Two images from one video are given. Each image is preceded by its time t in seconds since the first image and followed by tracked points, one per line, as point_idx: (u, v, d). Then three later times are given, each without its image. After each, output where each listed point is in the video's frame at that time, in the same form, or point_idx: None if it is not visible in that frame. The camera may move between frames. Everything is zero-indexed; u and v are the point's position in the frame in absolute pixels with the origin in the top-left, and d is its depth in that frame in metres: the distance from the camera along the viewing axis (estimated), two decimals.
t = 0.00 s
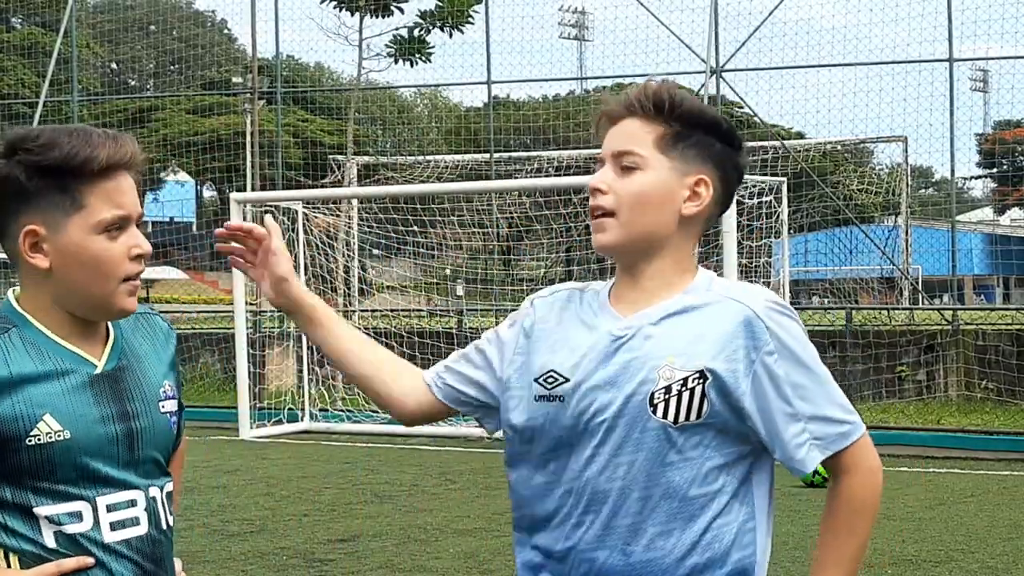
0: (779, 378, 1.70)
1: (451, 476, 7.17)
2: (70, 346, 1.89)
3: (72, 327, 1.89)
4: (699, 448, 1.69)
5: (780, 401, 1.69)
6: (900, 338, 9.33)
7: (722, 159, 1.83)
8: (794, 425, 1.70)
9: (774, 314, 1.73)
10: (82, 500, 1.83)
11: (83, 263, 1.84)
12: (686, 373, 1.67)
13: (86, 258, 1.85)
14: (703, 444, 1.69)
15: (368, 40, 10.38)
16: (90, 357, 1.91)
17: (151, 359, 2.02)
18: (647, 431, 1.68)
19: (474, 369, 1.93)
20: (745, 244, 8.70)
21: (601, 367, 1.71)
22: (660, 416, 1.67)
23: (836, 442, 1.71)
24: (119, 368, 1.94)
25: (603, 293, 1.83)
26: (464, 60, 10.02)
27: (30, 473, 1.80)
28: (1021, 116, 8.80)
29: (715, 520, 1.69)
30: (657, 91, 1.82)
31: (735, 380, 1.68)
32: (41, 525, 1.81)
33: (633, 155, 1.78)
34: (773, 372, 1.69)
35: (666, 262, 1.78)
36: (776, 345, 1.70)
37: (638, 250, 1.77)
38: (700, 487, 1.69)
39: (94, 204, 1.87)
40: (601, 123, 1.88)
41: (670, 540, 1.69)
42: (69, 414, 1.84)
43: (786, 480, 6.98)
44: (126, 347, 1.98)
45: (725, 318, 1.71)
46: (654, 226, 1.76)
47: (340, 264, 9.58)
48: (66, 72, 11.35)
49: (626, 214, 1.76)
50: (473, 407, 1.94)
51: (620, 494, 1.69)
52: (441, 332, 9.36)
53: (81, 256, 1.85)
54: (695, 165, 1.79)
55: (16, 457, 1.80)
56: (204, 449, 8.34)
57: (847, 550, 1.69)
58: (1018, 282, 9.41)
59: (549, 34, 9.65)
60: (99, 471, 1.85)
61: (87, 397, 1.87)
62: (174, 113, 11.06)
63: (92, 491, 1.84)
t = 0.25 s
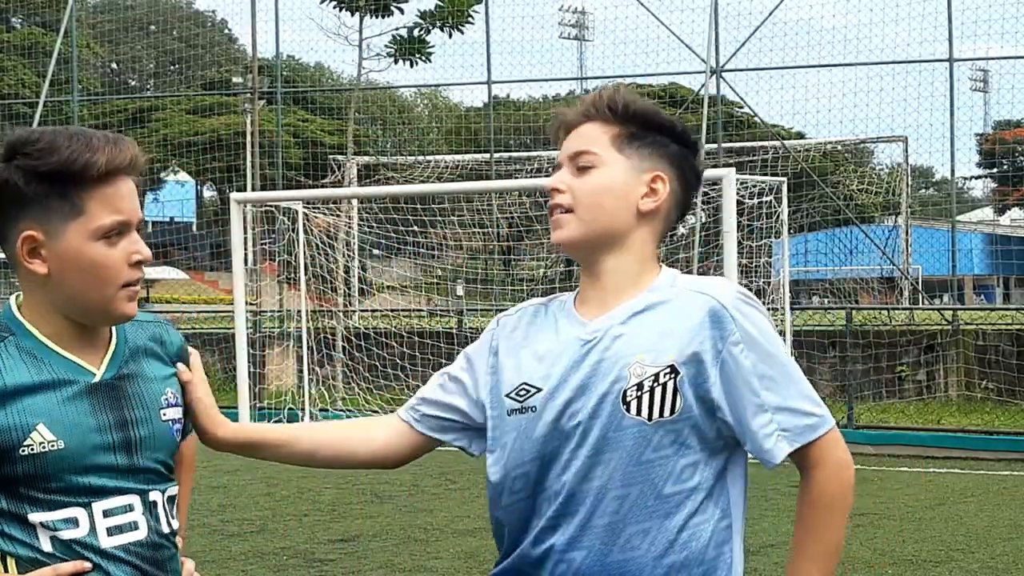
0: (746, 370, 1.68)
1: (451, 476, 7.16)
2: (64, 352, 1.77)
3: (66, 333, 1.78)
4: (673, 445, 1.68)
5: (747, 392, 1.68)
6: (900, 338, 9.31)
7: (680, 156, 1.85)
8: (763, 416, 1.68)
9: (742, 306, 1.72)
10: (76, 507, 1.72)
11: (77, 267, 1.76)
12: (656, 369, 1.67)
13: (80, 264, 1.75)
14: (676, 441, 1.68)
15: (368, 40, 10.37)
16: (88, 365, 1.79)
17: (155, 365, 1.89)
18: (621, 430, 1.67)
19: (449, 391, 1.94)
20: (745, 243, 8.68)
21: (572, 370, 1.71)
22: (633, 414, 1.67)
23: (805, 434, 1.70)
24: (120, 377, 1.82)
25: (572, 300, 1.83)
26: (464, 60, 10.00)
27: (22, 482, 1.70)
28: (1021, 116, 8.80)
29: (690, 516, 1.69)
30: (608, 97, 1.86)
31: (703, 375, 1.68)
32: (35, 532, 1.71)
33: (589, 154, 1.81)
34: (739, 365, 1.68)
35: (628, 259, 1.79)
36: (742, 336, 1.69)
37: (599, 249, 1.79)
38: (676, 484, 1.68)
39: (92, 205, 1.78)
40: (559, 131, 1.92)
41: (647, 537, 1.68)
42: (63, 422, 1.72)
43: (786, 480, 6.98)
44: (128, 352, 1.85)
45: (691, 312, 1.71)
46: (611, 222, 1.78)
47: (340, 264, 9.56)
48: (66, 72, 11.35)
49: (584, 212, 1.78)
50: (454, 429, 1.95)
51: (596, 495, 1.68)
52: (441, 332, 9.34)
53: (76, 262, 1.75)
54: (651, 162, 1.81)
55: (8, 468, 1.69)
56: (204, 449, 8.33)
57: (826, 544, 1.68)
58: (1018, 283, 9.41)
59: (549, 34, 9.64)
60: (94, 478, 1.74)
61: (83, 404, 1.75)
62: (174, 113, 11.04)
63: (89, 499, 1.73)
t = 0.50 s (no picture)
0: (718, 372, 1.67)
1: (451, 476, 7.17)
2: (85, 353, 1.77)
3: (85, 335, 1.78)
4: (647, 450, 1.67)
5: (720, 394, 1.66)
6: (900, 338, 9.30)
7: (638, 156, 1.85)
8: (735, 420, 1.67)
9: (715, 308, 1.71)
10: (99, 506, 1.73)
11: (104, 272, 1.76)
12: (629, 372, 1.66)
13: (108, 270, 1.76)
14: (651, 445, 1.67)
15: (367, 40, 10.37)
16: (110, 365, 1.80)
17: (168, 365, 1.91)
18: (595, 433, 1.66)
19: (428, 394, 1.96)
20: (745, 243, 8.65)
21: (547, 376, 1.70)
22: (606, 417, 1.66)
23: (780, 436, 1.68)
24: (139, 377, 1.83)
25: (543, 306, 1.82)
26: (464, 60, 9.99)
27: (48, 482, 1.70)
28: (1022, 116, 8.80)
29: (665, 519, 1.67)
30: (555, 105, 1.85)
31: (676, 379, 1.66)
32: (57, 533, 1.71)
33: (547, 164, 1.79)
34: (712, 367, 1.67)
35: (598, 262, 1.77)
36: (714, 339, 1.68)
37: (568, 256, 1.77)
38: (651, 487, 1.67)
39: (125, 210, 1.79)
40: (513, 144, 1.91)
41: (622, 540, 1.66)
42: (87, 421, 1.73)
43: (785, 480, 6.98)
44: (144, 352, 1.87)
45: (663, 314, 1.69)
46: (579, 226, 1.76)
47: (340, 263, 9.51)
48: (66, 72, 11.35)
49: (551, 218, 1.77)
50: (433, 434, 1.97)
51: (570, 499, 1.66)
52: (441, 333, 9.44)
53: (104, 267, 1.76)
54: (610, 163, 1.80)
55: (33, 468, 1.69)
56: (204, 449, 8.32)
57: (804, 547, 1.65)
58: (1018, 283, 9.41)
59: (550, 34, 9.64)
60: (116, 478, 1.74)
61: (105, 404, 1.76)
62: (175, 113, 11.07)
63: (111, 499, 1.74)
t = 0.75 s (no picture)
0: (695, 374, 1.62)
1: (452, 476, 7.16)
2: (128, 344, 1.67)
3: (127, 330, 1.68)
4: (625, 452, 1.63)
5: (697, 396, 1.62)
6: (900, 338, 9.30)
7: (615, 154, 1.80)
8: (714, 421, 1.62)
9: (692, 308, 1.66)
10: (146, 504, 1.63)
11: (131, 268, 1.64)
12: (605, 375, 1.62)
13: (131, 267, 1.64)
14: (629, 446, 1.63)
15: (367, 40, 10.35)
16: (159, 358, 1.70)
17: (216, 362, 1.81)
18: (571, 435, 1.62)
19: (426, 409, 1.95)
20: (745, 243, 8.71)
21: (525, 380, 1.67)
22: (583, 419, 1.62)
23: (759, 437, 1.63)
24: (187, 372, 1.73)
25: (525, 310, 1.78)
26: (464, 60, 9.99)
27: (96, 475, 1.60)
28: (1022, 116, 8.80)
29: (643, 522, 1.63)
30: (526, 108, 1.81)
31: (653, 381, 1.62)
32: (99, 532, 1.60)
33: (521, 167, 1.75)
34: (690, 369, 1.62)
35: (576, 264, 1.73)
36: (691, 340, 1.63)
37: (546, 261, 1.73)
38: (628, 490, 1.63)
39: (150, 204, 1.66)
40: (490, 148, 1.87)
41: (598, 543, 1.62)
42: (138, 412, 1.63)
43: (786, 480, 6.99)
44: (191, 347, 1.77)
45: (640, 315, 1.65)
46: (555, 230, 1.72)
47: (341, 264, 9.53)
48: (66, 72, 11.36)
49: (526, 224, 1.72)
50: (437, 449, 1.96)
51: (545, 501, 1.63)
52: (441, 333, 9.51)
53: (128, 263, 1.64)
54: (586, 164, 1.76)
55: (80, 459, 1.59)
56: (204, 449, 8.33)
57: (781, 551, 1.59)
58: (1017, 283, 9.39)
59: (550, 34, 9.63)
60: (162, 475, 1.65)
61: (154, 396, 1.66)
62: (175, 113, 11.10)
63: (156, 497, 1.64)
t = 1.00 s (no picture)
0: (659, 370, 1.63)
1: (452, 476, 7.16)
2: (187, 336, 1.60)
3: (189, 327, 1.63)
4: (594, 450, 1.63)
5: (661, 391, 1.62)
6: (900, 338, 9.30)
7: (592, 161, 1.80)
8: (679, 416, 1.62)
9: (654, 305, 1.67)
10: (197, 497, 1.55)
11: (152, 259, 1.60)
12: (570, 375, 1.63)
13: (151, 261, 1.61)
14: (598, 444, 1.63)
15: (366, 40, 10.32)
16: (233, 351, 1.62)
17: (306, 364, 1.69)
18: (539, 436, 1.62)
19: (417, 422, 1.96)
20: (744, 244, 8.71)
21: (494, 386, 1.68)
22: (550, 421, 1.62)
23: (727, 430, 1.63)
24: (264, 370, 1.63)
25: (497, 317, 1.79)
26: (464, 60, 10.00)
27: (152, 461, 1.55)
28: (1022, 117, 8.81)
29: (618, 520, 1.63)
30: (515, 106, 1.78)
31: (617, 379, 1.63)
32: (152, 520, 1.54)
33: (505, 169, 1.73)
34: (653, 366, 1.63)
35: (555, 268, 1.72)
36: (654, 335, 1.64)
37: (522, 263, 1.71)
38: (601, 488, 1.62)
39: (163, 194, 1.61)
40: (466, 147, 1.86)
41: (573, 543, 1.62)
42: (201, 403, 1.56)
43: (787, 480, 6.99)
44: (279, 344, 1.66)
45: (602, 315, 1.66)
46: (533, 234, 1.71)
47: (340, 264, 9.55)
48: (67, 72, 11.37)
49: (506, 227, 1.70)
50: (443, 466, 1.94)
51: (518, 503, 1.63)
52: (441, 333, 9.50)
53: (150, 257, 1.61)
54: (566, 171, 1.75)
55: (141, 444, 1.55)
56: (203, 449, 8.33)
57: (760, 539, 1.59)
58: (1017, 283, 9.39)
59: (550, 34, 9.63)
60: (216, 470, 1.56)
61: (220, 388, 1.58)
62: (174, 113, 11.10)
63: (210, 491, 1.56)
